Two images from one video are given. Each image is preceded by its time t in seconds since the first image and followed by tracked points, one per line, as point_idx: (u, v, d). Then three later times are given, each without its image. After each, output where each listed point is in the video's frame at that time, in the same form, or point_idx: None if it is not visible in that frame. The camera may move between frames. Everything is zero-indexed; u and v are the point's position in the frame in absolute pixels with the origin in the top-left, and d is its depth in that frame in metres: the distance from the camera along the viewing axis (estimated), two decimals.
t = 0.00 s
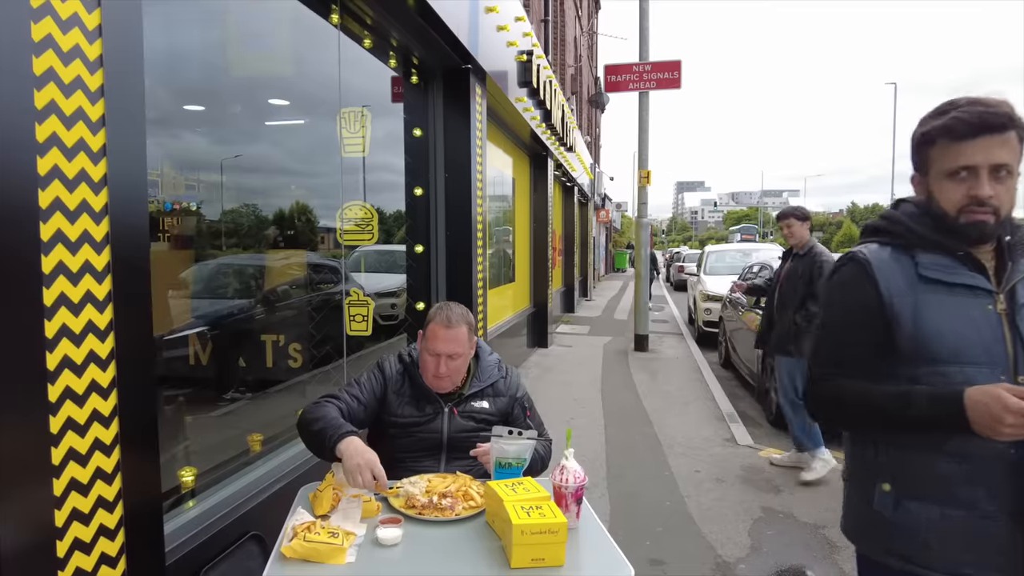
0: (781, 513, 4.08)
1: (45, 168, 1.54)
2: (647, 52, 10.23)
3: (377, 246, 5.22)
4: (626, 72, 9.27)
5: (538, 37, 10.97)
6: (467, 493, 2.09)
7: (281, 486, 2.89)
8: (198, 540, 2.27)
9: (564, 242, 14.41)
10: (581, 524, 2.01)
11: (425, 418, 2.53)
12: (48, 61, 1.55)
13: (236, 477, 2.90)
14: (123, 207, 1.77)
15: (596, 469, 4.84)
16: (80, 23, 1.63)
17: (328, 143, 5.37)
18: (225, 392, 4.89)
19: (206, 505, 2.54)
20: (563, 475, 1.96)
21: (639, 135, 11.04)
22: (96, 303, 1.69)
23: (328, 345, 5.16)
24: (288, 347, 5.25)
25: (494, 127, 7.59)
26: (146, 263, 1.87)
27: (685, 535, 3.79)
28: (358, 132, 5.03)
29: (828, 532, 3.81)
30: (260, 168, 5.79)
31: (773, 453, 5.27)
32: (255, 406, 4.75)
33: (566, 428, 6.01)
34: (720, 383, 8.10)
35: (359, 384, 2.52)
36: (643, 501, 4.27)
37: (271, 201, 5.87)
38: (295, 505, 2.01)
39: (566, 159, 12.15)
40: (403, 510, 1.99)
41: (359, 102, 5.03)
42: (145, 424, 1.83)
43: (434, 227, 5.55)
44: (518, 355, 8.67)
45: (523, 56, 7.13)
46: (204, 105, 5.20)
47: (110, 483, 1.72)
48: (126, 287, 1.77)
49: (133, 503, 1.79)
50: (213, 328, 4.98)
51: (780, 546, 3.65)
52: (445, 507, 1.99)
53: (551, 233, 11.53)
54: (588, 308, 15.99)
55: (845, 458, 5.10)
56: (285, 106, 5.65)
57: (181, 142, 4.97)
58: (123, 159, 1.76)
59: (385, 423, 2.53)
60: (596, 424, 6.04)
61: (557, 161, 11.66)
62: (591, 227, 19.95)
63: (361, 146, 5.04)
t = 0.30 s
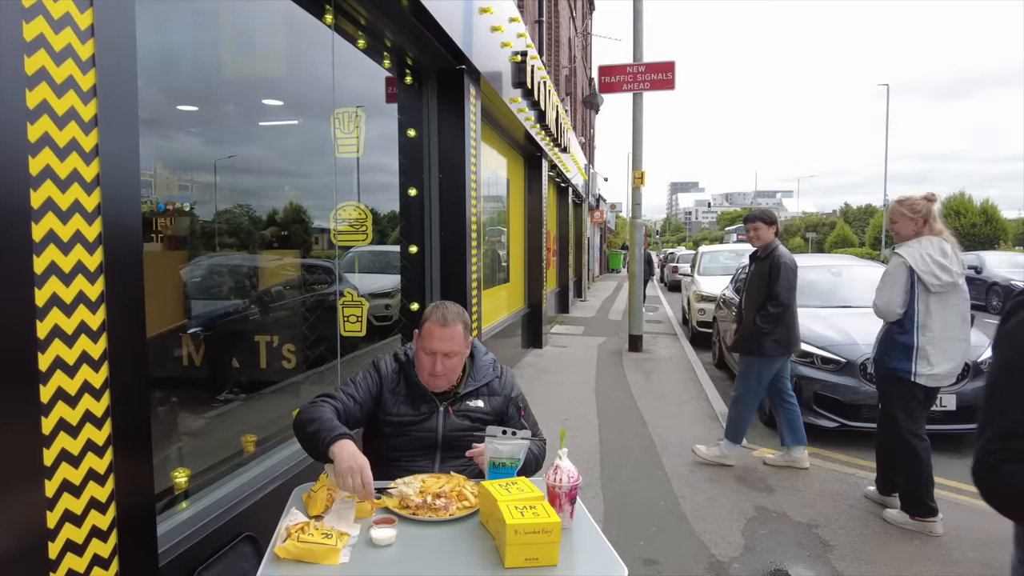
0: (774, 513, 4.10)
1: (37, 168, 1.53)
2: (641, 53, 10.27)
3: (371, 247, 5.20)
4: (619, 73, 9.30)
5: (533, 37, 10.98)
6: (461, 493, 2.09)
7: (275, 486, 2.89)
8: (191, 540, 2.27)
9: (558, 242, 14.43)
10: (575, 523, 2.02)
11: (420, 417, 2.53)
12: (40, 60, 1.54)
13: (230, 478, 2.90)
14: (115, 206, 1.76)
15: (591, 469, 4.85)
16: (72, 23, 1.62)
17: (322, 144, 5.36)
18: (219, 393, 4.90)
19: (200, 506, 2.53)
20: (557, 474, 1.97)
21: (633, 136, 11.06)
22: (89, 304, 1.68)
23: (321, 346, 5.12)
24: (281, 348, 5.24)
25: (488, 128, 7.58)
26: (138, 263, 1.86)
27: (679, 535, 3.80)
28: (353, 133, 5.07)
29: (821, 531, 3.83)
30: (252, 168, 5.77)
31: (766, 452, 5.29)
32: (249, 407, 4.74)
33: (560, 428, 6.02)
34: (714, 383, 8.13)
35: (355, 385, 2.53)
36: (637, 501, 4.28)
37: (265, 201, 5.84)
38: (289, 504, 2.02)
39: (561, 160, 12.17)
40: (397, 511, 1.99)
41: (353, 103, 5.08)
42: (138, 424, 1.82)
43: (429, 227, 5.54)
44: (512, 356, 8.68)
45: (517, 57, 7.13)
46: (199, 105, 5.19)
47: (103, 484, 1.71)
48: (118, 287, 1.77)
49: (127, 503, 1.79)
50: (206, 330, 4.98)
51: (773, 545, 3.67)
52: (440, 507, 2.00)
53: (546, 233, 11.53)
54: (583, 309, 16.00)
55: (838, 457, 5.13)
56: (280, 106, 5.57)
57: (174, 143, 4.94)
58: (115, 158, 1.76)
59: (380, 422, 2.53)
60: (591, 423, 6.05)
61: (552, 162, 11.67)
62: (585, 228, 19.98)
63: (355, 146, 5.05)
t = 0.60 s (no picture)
0: (768, 512, 4.12)
1: (31, 170, 1.53)
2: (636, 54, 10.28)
3: (366, 247, 5.19)
4: (614, 74, 9.31)
5: (528, 38, 11.00)
6: (457, 494, 2.09)
7: (270, 487, 2.89)
8: (186, 542, 2.27)
9: (553, 243, 14.45)
10: (570, 523, 2.03)
11: (418, 415, 2.53)
12: (33, 62, 1.54)
13: (226, 478, 2.90)
14: (109, 206, 1.76)
15: (586, 469, 4.86)
16: (66, 24, 1.62)
17: (317, 144, 5.35)
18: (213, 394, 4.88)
19: (195, 507, 2.53)
20: (552, 475, 1.98)
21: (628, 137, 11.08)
22: (83, 305, 1.68)
23: (320, 347, 5.03)
24: (276, 349, 5.20)
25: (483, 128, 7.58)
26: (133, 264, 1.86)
27: (674, 535, 3.81)
28: (347, 133, 5.01)
29: (814, 531, 3.85)
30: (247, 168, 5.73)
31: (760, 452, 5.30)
32: (243, 408, 4.73)
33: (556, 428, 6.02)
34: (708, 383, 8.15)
35: (353, 383, 2.53)
36: (632, 501, 4.29)
37: (259, 201, 5.82)
38: (284, 506, 2.02)
39: (556, 160, 12.19)
40: (392, 512, 1.99)
41: (347, 102, 5.01)
42: (132, 425, 1.83)
43: (424, 227, 5.54)
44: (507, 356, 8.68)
45: (512, 58, 7.14)
46: (192, 106, 5.17)
47: (97, 487, 1.71)
48: (113, 288, 1.76)
49: (122, 505, 1.79)
50: (198, 330, 5.04)
51: (767, 544, 3.69)
52: (434, 508, 2.00)
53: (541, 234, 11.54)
54: (578, 309, 16.03)
55: (832, 457, 5.14)
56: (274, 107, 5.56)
57: (167, 143, 4.93)
58: (108, 158, 1.75)
59: (377, 420, 2.53)
60: (586, 424, 6.06)
61: (547, 162, 11.69)
62: (580, 229, 20.03)
63: (349, 146, 5.02)
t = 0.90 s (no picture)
0: (765, 512, 4.13)
1: (27, 169, 1.53)
2: (633, 55, 10.28)
3: (361, 248, 5.19)
4: (611, 74, 9.31)
5: (525, 38, 11.00)
6: (454, 494, 2.09)
7: (269, 489, 2.88)
8: (183, 543, 2.26)
9: (550, 243, 14.46)
10: (569, 524, 2.03)
11: (417, 413, 2.53)
12: (30, 61, 1.53)
13: (224, 479, 2.90)
14: (106, 206, 1.75)
15: (583, 469, 4.86)
16: (62, 23, 1.61)
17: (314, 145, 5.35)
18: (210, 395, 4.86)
19: (192, 508, 2.52)
20: (550, 476, 1.98)
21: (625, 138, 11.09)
22: (80, 306, 1.67)
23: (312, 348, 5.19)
24: (273, 349, 5.26)
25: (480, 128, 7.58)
26: (130, 264, 1.85)
27: (672, 535, 3.82)
28: (343, 134, 4.98)
29: (811, 531, 3.86)
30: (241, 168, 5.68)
31: (757, 452, 5.30)
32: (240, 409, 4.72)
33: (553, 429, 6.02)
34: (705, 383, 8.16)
35: (354, 382, 2.52)
36: (630, 501, 4.30)
37: (255, 201, 5.78)
38: (280, 506, 2.01)
39: (553, 161, 12.19)
40: (391, 513, 1.99)
41: (343, 102, 5.00)
42: (130, 427, 1.82)
43: (421, 228, 5.55)
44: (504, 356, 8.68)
45: (509, 58, 7.13)
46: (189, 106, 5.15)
47: (94, 488, 1.71)
48: (110, 288, 1.76)
49: (120, 507, 1.78)
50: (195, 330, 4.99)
51: (765, 544, 3.70)
52: (433, 509, 1.99)
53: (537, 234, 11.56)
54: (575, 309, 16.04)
55: (828, 457, 5.15)
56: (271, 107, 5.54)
57: (163, 143, 4.91)
58: (105, 158, 1.75)
59: (377, 419, 2.53)
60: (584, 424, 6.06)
61: (543, 162, 11.69)
62: (577, 229, 20.03)
63: (346, 146, 4.96)
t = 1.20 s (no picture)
0: (764, 512, 4.13)
1: (24, 168, 1.52)
2: (631, 55, 10.29)
3: (360, 247, 5.20)
4: (609, 74, 9.32)
5: (523, 39, 11.00)
6: (454, 494, 2.08)
7: (268, 488, 2.87)
8: (181, 543, 2.25)
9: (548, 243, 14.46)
10: (569, 523, 2.02)
11: (417, 414, 2.52)
12: (28, 58, 1.52)
13: (223, 479, 2.90)
14: (104, 205, 1.74)
15: (582, 469, 4.85)
16: (60, 20, 1.60)
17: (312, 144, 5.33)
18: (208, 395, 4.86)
19: (190, 508, 2.51)
20: (551, 475, 1.98)
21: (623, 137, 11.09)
22: (77, 305, 1.66)
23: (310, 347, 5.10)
24: (271, 349, 5.20)
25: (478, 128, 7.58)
26: (128, 264, 1.84)
27: (671, 535, 3.81)
28: (342, 133, 5.02)
29: (810, 530, 3.86)
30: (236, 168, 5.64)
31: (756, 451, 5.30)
32: (238, 408, 4.72)
33: (552, 429, 6.01)
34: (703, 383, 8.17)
35: (354, 380, 2.52)
36: (629, 501, 4.29)
37: (252, 202, 5.70)
38: (279, 506, 2.00)
39: (551, 160, 12.18)
40: (390, 512, 1.98)
41: (342, 102, 4.99)
42: (128, 427, 1.81)
43: (419, 228, 5.55)
44: (502, 356, 8.67)
45: (507, 57, 7.13)
46: (186, 105, 5.13)
47: (92, 489, 1.70)
48: (108, 288, 1.75)
49: (118, 507, 1.77)
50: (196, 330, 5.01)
51: (764, 544, 3.70)
52: (432, 509, 1.99)
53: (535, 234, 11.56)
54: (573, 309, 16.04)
55: (826, 457, 5.15)
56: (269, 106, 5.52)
57: (161, 143, 4.89)
58: (103, 156, 1.74)
59: (376, 418, 2.52)
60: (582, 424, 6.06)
61: (542, 162, 11.68)
62: (575, 229, 20.01)
63: (344, 146, 5.02)
